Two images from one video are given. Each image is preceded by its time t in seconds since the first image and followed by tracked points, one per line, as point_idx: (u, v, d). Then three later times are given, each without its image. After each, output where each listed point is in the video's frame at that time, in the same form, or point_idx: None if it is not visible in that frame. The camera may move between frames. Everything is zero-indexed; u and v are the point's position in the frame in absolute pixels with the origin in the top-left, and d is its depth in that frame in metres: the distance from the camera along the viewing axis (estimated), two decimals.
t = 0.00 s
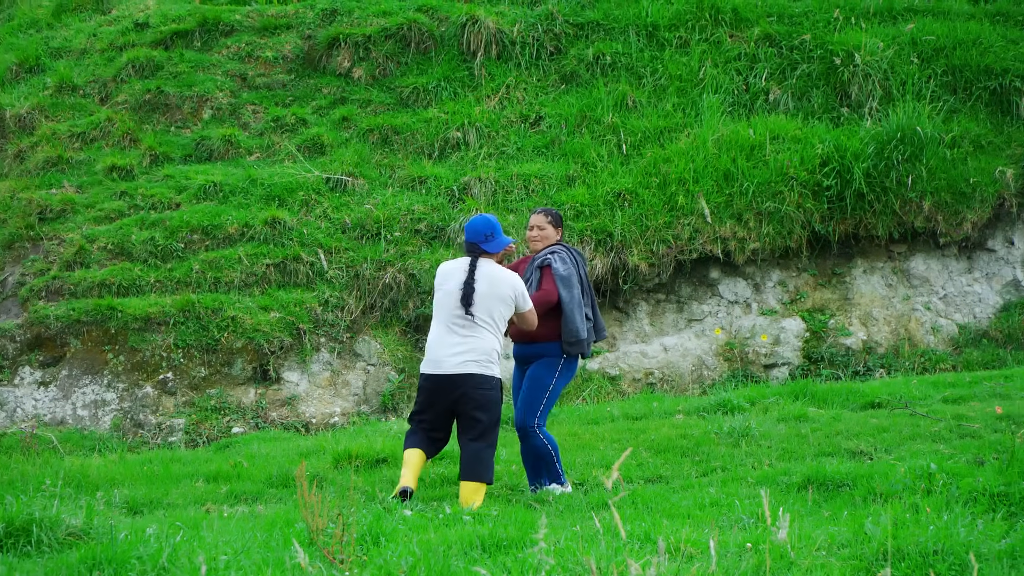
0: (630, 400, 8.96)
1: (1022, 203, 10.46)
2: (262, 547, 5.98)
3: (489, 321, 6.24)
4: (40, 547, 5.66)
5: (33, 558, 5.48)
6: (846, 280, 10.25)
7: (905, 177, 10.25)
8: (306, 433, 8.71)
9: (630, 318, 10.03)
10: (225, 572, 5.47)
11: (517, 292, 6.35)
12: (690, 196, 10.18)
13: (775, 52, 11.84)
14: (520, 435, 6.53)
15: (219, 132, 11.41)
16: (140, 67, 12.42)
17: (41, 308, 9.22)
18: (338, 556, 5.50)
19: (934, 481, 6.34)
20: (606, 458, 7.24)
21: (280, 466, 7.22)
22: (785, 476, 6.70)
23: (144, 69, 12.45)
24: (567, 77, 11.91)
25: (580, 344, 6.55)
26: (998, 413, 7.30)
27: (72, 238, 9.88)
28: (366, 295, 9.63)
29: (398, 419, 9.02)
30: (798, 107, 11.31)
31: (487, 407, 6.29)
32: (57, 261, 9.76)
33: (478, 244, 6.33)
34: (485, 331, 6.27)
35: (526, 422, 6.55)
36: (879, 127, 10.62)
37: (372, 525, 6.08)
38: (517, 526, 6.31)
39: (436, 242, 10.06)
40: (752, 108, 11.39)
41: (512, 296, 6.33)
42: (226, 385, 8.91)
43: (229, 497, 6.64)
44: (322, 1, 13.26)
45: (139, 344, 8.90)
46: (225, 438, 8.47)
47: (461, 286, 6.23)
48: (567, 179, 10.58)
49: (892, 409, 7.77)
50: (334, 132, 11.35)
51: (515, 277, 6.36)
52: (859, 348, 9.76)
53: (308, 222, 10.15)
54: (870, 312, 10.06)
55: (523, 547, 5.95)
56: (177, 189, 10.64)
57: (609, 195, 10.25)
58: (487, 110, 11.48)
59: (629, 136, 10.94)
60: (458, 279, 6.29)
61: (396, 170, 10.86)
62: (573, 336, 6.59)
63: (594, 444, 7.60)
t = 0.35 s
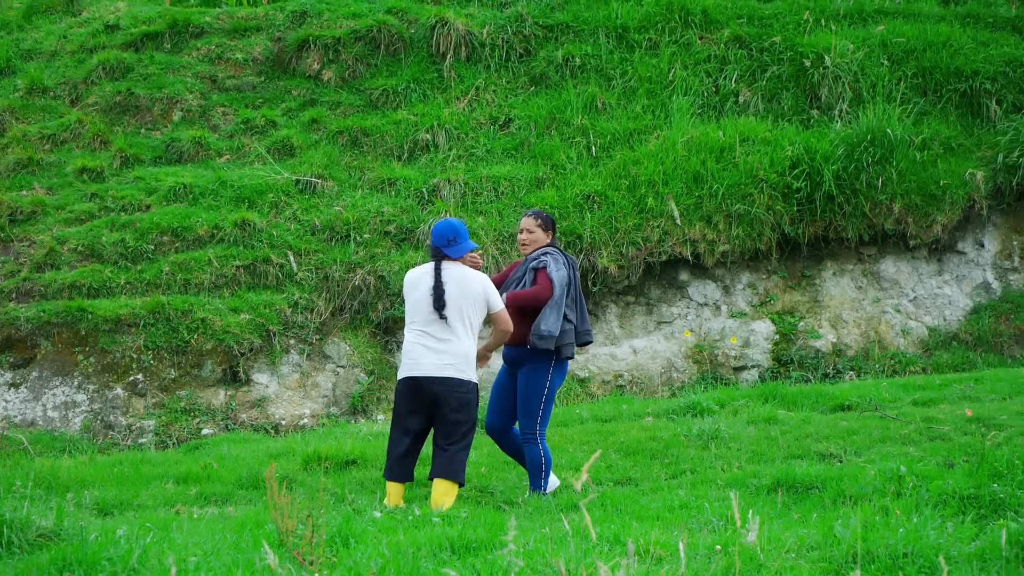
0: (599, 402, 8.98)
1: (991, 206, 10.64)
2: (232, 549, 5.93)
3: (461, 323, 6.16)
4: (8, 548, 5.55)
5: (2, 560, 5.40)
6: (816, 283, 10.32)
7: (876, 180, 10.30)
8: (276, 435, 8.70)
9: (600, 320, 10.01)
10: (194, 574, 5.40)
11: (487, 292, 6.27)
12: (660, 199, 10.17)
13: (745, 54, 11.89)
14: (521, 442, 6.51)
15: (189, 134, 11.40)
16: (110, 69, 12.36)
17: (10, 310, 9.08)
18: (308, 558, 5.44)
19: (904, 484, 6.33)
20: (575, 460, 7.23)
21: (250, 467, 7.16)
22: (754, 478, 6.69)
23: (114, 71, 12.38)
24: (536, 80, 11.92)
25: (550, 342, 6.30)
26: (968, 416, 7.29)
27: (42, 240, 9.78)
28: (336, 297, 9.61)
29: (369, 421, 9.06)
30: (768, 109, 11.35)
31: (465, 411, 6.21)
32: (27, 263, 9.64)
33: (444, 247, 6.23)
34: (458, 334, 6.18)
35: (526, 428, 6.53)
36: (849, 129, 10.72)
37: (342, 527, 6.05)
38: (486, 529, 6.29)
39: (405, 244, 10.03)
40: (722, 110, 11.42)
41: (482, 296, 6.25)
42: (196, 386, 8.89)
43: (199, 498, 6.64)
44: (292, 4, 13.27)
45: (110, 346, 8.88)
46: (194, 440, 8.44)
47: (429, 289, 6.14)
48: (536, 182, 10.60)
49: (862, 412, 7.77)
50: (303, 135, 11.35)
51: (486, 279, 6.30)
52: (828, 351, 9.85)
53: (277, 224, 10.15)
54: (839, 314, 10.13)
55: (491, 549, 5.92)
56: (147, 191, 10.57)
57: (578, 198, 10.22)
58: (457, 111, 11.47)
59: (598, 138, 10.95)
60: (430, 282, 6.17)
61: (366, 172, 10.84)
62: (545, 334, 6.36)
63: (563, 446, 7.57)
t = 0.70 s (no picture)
0: (581, 412, 8.99)
1: (973, 216, 10.73)
2: (213, 557, 5.89)
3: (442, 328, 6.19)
4: None
5: None
6: (798, 292, 10.34)
7: (858, 190, 10.35)
8: (257, 444, 8.66)
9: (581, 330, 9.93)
10: None
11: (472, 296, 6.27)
12: (641, 209, 10.18)
13: (726, 64, 11.90)
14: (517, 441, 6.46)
15: (171, 143, 11.17)
16: (92, 78, 12.09)
17: None
18: (289, 566, 5.35)
19: (885, 495, 6.34)
20: (556, 470, 7.27)
21: (231, 477, 7.06)
22: (735, 488, 6.68)
23: (96, 80, 12.12)
24: (518, 89, 11.87)
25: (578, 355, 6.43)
26: (950, 426, 7.36)
27: (24, 248, 9.60)
28: (317, 306, 9.56)
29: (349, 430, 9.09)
30: (749, 118, 11.40)
31: (454, 414, 6.21)
32: (8, 272, 9.47)
33: (430, 255, 6.30)
34: (441, 339, 6.21)
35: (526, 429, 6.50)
36: (831, 139, 10.76)
37: (322, 537, 6.04)
38: (466, 538, 6.24)
39: (386, 254, 10.03)
40: (703, 120, 11.45)
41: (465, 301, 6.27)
42: (179, 395, 8.82)
43: (180, 507, 6.64)
44: (273, 13, 13.04)
45: (92, 354, 8.75)
46: (176, 449, 8.37)
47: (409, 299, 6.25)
48: (517, 192, 10.59)
49: (843, 423, 7.79)
50: (285, 144, 11.22)
51: (471, 284, 6.31)
52: (809, 361, 9.88)
53: (259, 233, 10.05)
54: (821, 324, 10.18)
55: (472, 558, 5.88)
56: (128, 200, 10.38)
57: (559, 207, 10.24)
58: (438, 121, 11.44)
59: (580, 148, 10.95)
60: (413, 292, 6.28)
61: (347, 181, 10.78)
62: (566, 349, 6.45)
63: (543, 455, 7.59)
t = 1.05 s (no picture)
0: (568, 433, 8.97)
1: (962, 237, 10.73)
2: None
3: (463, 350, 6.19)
4: None
5: None
6: (786, 313, 10.35)
7: (846, 211, 10.35)
8: (246, 465, 8.67)
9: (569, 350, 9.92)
10: None
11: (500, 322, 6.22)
12: (630, 229, 10.19)
13: (716, 84, 11.89)
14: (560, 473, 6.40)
15: (160, 162, 11.15)
16: (82, 98, 12.03)
17: None
18: None
19: (874, 515, 6.33)
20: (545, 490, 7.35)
21: (221, 498, 7.06)
22: (723, 509, 6.68)
23: (85, 99, 12.04)
24: (507, 109, 11.85)
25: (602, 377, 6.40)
26: (939, 446, 7.38)
27: (14, 268, 9.62)
28: (306, 327, 9.57)
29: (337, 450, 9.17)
30: (739, 139, 11.41)
31: (458, 437, 6.23)
32: None
33: (467, 274, 6.29)
34: (459, 361, 6.21)
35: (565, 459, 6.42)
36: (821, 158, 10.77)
37: (311, 556, 5.93)
38: (453, 558, 6.19)
39: (375, 274, 10.02)
40: (693, 141, 11.45)
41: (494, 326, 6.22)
42: (167, 415, 8.83)
43: (169, 527, 6.64)
44: (263, 33, 12.96)
45: (81, 374, 8.78)
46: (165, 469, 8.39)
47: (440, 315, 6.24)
48: (506, 213, 10.59)
49: (832, 443, 7.80)
50: (274, 164, 11.19)
51: (500, 309, 6.25)
52: (798, 382, 9.92)
53: (248, 253, 10.04)
54: (809, 345, 10.19)
55: None
56: (117, 220, 10.37)
57: (548, 228, 10.30)
58: (427, 141, 11.41)
59: (569, 168, 10.98)
60: (444, 308, 6.27)
61: (337, 202, 10.75)
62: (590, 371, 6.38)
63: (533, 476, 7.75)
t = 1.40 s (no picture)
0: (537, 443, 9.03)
1: (935, 246, 10.75)
2: None
3: (459, 352, 6.24)
4: None
5: None
6: (759, 322, 10.37)
7: (819, 220, 10.41)
8: (218, 472, 8.66)
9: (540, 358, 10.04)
10: None
11: (491, 322, 6.27)
12: (602, 238, 10.20)
13: (689, 93, 11.99)
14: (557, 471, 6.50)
15: (132, 170, 11.17)
16: (55, 106, 12.03)
17: None
18: None
19: (846, 523, 6.34)
20: (515, 499, 7.39)
21: (194, 504, 7.05)
22: (695, 517, 6.69)
23: (59, 108, 12.05)
24: (479, 118, 11.87)
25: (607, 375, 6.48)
26: (912, 455, 7.37)
27: None
28: (278, 335, 9.56)
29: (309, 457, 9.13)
30: (711, 148, 11.48)
31: (469, 438, 6.24)
32: None
33: (454, 280, 6.36)
34: (457, 364, 6.26)
35: (562, 457, 6.53)
36: (793, 168, 10.85)
37: (283, 562, 5.97)
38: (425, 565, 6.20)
39: (347, 282, 10.03)
40: (665, 150, 11.53)
41: (484, 326, 6.28)
42: (140, 423, 8.85)
43: (142, 534, 6.65)
44: (236, 41, 12.98)
45: (54, 381, 8.78)
46: (137, 476, 8.39)
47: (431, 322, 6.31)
48: (478, 221, 10.61)
49: (804, 451, 7.80)
50: (246, 172, 11.22)
51: (491, 310, 6.30)
52: (771, 391, 9.91)
53: (220, 261, 10.05)
54: (782, 354, 10.19)
55: None
56: (90, 228, 10.38)
57: (520, 236, 10.31)
58: (400, 150, 11.43)
59: (541, 176, 11.01)
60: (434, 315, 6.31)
61: (309, 211, 10.76)
62: (594, 368, 6.46)
63: (505, 485, 7.74)
